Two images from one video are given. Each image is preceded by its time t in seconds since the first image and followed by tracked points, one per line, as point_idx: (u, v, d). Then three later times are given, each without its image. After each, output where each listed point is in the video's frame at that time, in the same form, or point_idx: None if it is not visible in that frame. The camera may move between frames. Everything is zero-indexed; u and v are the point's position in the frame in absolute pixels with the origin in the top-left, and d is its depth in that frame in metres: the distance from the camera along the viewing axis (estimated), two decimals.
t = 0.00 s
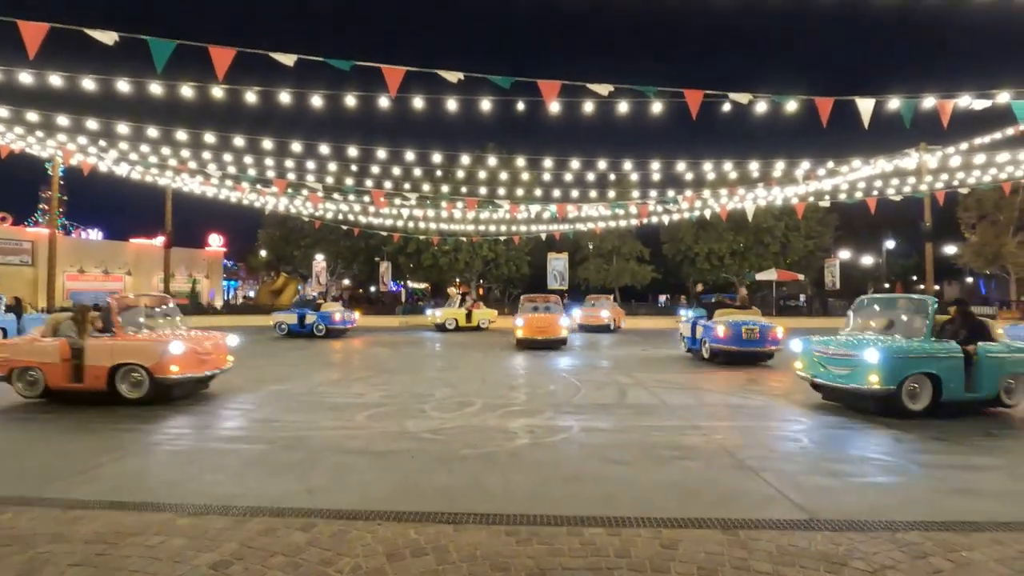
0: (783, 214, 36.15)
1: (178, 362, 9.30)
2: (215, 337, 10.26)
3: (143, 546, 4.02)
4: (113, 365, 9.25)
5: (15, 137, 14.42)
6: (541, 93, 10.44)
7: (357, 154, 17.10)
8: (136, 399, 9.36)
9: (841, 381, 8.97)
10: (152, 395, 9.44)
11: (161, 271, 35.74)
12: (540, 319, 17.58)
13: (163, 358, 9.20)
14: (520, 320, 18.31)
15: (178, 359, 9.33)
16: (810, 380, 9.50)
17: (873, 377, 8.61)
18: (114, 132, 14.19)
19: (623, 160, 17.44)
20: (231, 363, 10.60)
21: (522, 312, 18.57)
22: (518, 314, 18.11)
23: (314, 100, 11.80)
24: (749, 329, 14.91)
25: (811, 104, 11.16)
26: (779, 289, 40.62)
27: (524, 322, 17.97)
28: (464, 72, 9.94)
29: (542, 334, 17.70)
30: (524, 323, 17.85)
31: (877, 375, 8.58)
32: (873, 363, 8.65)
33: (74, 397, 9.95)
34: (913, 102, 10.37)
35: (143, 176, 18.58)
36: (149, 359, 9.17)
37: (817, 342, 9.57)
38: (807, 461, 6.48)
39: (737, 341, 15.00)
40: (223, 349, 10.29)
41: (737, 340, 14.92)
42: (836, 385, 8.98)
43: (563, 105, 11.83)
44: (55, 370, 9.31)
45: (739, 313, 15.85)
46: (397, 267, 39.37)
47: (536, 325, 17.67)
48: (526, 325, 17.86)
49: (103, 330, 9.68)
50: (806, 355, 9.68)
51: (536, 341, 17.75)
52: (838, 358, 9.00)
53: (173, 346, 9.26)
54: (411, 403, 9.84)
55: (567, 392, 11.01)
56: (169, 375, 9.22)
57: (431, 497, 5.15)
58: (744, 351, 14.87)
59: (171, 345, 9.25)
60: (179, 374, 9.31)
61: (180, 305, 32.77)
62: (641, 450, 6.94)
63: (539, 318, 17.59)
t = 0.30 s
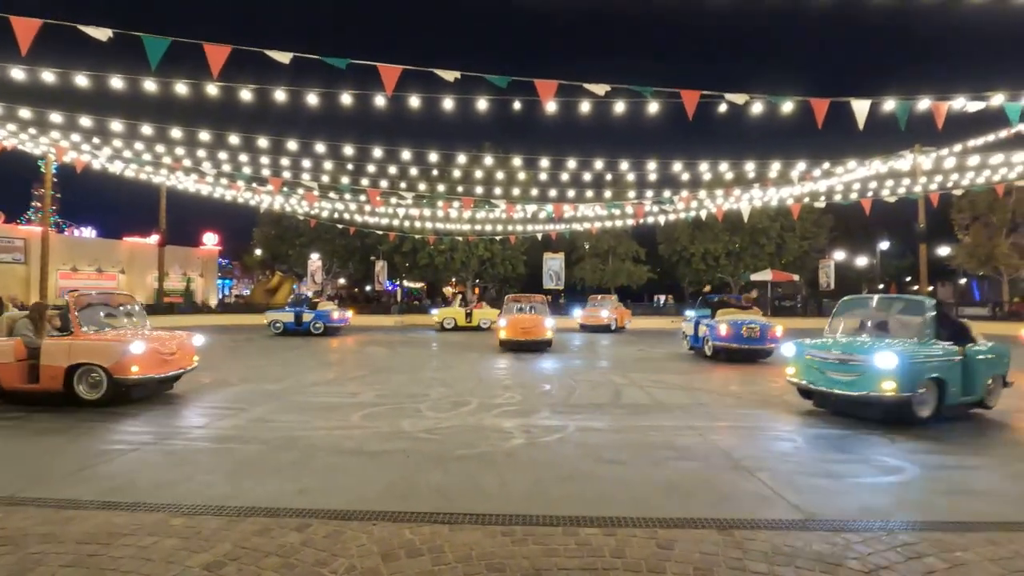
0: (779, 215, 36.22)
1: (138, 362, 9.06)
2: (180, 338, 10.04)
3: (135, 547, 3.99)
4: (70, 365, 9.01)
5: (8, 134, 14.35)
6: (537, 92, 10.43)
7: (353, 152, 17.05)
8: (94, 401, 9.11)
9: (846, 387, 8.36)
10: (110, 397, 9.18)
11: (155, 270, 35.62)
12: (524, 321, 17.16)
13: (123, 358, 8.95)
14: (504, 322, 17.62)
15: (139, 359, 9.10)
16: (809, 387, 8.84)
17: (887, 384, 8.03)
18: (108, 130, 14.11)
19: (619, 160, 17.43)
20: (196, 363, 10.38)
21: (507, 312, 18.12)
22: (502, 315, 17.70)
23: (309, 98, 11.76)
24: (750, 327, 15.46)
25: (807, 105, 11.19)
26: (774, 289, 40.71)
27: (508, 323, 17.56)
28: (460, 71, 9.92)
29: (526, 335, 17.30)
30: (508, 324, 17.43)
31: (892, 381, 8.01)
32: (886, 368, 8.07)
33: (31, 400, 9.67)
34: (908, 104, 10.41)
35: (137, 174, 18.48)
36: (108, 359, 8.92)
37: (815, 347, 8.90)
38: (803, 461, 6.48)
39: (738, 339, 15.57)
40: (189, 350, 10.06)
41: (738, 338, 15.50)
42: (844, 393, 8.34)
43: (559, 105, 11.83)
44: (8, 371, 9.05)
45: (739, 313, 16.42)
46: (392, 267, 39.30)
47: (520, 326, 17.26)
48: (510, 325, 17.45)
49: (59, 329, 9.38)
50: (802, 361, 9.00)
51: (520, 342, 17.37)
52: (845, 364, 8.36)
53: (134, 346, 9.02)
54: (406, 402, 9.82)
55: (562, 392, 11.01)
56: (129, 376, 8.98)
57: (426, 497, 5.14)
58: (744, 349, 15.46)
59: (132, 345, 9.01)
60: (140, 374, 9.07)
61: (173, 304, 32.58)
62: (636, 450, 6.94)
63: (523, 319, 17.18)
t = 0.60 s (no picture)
0: (775, 214, 36.26)
1: (98, 363, 8.59)
2: (145, 338, 9.54)
3: (129, 548, 3.94)
4: (24, 366, 8.51)
5: (1, 130, 14.22)
6: (535, 90, 10.38)
7: (348, 149, 16.98)
8: (50, 403, 8.59)
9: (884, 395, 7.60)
10: (69, 399, 8.67)
11: (149, 267, 35.41)
12: (513, 321, 16.73)
13: (81, 359, 8.48)
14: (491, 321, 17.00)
15: (98, 359, 8.63)
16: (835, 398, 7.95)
17: (933, 393, 7.37)
18: (101, 125, 14.00)
19: (616, 159, 17.39)
20: (163, 363, 9.90)
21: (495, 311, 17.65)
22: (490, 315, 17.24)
23: (305, 94, 11.68)
24: (741, 325, 15.70)
25: (804, 105, 11.18)
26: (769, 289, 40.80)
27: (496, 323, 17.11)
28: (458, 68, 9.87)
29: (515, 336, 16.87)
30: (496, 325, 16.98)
31: (939, 390, 7.36)
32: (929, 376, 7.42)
33: None
34: (905, 103, 10.41)
35: (130, 170, 18.35)
36: (65, 359, 8.45)
37: (839, 352, 8.01)
38: (799, 461, 6.47)
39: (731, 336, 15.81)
40: (155, 350, 9.56)
41: (730, 336, 15.73)
42: (884, 403, 7.55)
43: (556, 103, 11.78)
44: None
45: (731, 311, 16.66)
46: (388, 265, 39.21)
47: (508, 327, 16.82)
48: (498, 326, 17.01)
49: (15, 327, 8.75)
50: (825, 369, 8.08)
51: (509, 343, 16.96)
52: (885, 371, 7.56)
53: (92, 346, 8.55)
54: (402, 401, 9.77)
55: (559, 391, 10.97)
56: (88, 378, 8.52)
57: (424, 496, 5.10)
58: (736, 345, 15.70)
59: (90, 345, 8.54)
60: (99, 376, 8.60)
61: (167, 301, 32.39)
62: (633, 449, 6.92)
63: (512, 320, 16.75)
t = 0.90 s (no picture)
0: (775, 213, 36.20)
1: (68, 368, 7.99)
2: (122, 339, 8.96)
3: (129, 550, 3.92)
4: None
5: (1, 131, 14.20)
6: (536, 89, 10.36)
7: (349, 149, 16.97)
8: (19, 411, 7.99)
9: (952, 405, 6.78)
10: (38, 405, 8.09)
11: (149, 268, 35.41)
12: (512, 322, 16.17)
13: (49, 363, 7.89)
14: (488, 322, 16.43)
15: (69, 364, 8.04)
16: (893, 407, 7.08)
17: (1010, 402, 6.60)
18: (101, 126, 14.00)
19: (617, 158, 17.35)
20: (143, 367, 9.32)
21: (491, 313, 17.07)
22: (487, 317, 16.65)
23: (306, 95, 11.67)
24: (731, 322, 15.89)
25: (806, 103, 11.15)
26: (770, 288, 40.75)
27: (493, 325, 16.54)
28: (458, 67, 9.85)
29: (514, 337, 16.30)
30: (494, 326, 16.38)
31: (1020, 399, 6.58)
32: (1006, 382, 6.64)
33: None
34: (907, 101, 10.38)
35: (131, 171, 18.35)
36: (33, 364, 7.87)
37: (897, 357, 7.17)
38: (803, 460, 6.43)
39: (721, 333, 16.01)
40: (132, 353, 8.98)
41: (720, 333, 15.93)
42: (954, 414, 6.74)
43: (557, 102, 11.76)
44: None
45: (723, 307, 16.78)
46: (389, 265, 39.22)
47: (507, 328, 16.25)
48: (497, 328, 16.44)
49: None
50: (881, 376, 7.20)
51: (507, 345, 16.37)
52: (957, 378, 6.75)
53: (61, 349, 7.96)
54: (403, 401, 9.75)
55: (560, 391, 10.94)
56: (57, 383, 7.92)
57: (424, 497, 5.08)
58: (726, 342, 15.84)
59: (59, 349, 7.95)
60: (71, 381, 8.01)
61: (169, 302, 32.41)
62: (635, 449, 6.90)
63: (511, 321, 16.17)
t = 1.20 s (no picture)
0: (777, 211, 36.11)
1: (57, 370, 7.65)
2: (116, 340, 8.65)
3: (130, 548, 3.90)
4: None
5: (2, 129, 14.19)
6: (538, 86, 10.32)
7: (351, 147, 16.94)
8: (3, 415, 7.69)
9: None
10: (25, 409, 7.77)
11: (151, 267, 35.38)
12: (518, 322, 15.27)
13: (37, 365, 7.55)
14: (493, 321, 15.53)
15: (59, 366, 7.69)
16: (981, 416, 6.47)
17: None
18: (102, 124, 13.97)
19: (619, 155, 17.29)
20: (136, 368, 8.98)
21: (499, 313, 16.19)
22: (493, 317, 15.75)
23: (307, 92, 11.64)
24: (716, 319, 16.64)
25: (808, 100, 11.10)
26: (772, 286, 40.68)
27: (499, 325, 15.65)
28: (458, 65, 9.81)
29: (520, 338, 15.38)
30: (500, 326, 15.45)
31: None
32: None
33: None
34: (910, 98, 10.33)
35: (131, 170, 18.34)
36: (20, 366, 7.54)
37: (977, 362, 6.59)
38: (807, 459, 6.39)
39: (706, 330, 16.72)
40: (125, 354, 8.66)
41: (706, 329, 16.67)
42: None
43: (559, 99, 11.72)
44: None
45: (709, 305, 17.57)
46: (390, 263, 39.20)
47: (514, 328, 15.37)
48: (502, 327, 15.48)
49: None
50: (964, 383, 6.57)
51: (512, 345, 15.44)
52: None
53: (49, 350, 7.60)
54: (404, 399, 9.74)
55: (561, 389, 10.92)
56: (46, 386, 7.58)
57: (426, 495, 5.05)
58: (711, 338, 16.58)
59: (47, 350, 7.60)
60: (60, 384, 7.67)
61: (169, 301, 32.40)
62: (637, 447, 6.87)
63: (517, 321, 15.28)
